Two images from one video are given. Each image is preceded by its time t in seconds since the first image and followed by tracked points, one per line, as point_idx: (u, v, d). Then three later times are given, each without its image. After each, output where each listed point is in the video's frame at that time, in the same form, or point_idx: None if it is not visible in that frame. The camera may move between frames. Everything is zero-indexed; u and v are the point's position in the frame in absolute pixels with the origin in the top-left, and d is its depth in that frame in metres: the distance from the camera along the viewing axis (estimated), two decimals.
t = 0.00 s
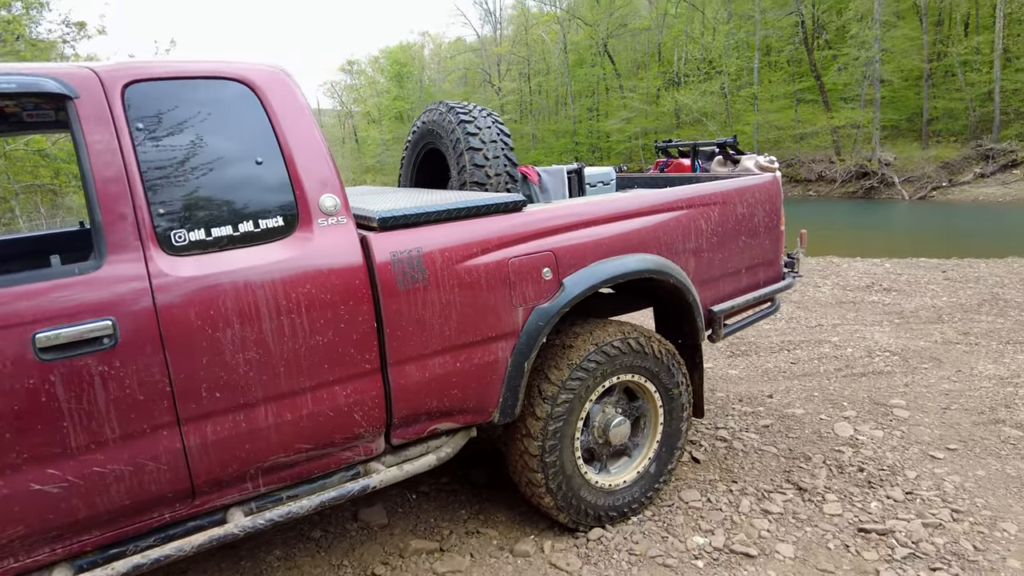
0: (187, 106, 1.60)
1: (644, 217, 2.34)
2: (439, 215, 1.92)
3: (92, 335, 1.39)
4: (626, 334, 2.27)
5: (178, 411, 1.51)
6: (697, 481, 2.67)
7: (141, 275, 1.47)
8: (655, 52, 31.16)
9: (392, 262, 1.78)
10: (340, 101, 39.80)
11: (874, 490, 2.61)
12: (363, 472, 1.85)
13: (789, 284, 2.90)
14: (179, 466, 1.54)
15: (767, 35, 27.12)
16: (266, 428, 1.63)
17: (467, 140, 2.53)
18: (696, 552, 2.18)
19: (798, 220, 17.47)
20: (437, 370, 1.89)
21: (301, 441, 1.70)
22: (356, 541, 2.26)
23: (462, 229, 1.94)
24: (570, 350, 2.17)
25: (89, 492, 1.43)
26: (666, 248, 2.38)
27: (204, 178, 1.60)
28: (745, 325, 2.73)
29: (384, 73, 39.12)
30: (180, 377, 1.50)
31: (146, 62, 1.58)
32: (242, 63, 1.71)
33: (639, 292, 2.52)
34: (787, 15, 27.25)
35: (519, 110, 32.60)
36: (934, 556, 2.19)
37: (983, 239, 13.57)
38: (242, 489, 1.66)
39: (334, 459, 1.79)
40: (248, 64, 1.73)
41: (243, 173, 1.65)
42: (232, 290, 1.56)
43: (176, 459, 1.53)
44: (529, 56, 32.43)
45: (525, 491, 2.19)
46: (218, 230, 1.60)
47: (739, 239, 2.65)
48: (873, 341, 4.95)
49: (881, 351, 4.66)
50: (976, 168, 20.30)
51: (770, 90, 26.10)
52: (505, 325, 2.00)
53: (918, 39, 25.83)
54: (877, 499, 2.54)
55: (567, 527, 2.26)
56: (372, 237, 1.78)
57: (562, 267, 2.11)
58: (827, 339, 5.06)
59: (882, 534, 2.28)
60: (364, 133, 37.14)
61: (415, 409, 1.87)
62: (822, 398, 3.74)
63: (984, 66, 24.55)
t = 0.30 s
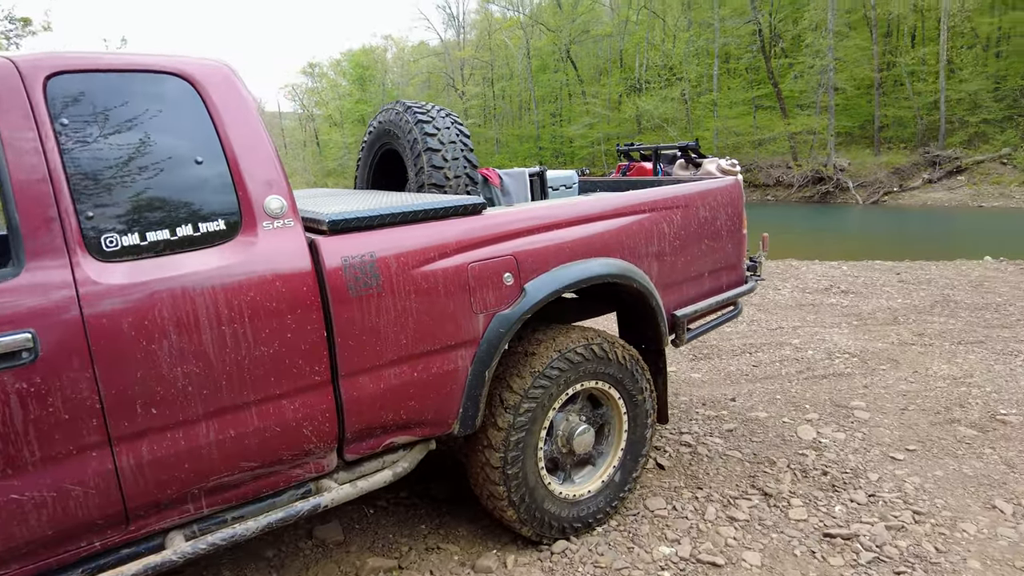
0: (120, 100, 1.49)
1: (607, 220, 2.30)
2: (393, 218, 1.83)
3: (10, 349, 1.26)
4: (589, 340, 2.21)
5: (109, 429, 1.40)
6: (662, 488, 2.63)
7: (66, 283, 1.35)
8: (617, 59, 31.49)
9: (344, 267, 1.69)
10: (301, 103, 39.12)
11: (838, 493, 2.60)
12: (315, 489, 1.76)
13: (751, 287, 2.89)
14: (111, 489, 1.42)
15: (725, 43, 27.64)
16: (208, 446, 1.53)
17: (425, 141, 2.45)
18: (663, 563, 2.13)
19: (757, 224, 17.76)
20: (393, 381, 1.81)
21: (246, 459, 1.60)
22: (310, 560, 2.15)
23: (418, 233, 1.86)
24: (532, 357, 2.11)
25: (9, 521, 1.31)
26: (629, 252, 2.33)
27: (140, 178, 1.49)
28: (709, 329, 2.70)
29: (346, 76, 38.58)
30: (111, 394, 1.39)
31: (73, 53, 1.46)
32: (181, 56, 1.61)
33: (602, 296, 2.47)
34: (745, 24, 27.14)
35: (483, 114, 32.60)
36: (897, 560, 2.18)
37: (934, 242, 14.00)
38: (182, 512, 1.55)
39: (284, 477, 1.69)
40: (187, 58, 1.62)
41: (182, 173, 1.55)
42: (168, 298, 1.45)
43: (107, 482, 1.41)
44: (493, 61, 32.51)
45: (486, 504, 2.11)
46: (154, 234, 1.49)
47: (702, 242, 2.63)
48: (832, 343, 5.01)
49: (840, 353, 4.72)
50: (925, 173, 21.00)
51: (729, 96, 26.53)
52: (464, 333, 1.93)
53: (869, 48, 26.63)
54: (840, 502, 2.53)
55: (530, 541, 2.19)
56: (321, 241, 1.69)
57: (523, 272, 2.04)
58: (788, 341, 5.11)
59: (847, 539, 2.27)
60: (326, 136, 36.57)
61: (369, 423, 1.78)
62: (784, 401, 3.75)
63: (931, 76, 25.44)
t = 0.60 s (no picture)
0: (50, 91, 1.36)
1: (571, 224, 2.24)
2: (347, 222, 1.73)
3: None
4: (554, 347, 2.15)
5: (31, 455, 1.26)
6: (627, 496, 2.58)
7: None
8: (574, 62, 31.76)
9: (294, 273, 1.59)
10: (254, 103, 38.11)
11: (802, 498, 2.59)
12: (266, 512, 1.64)
13: (715, 291, 2.87)
14: (34, 523, 1.28)
15: (680, 49, 28.13)
16: (144, 470, 1.40)
17: (382, 140, 2.35)
18: None
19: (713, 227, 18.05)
20: (349, 395, 1.71)
21: (189, 482, 1.47)
22: None
23: (375, 237, 1.77)
24: (496, 365, 2.03)
25: None
26: (593, 256, 2.28)
27: (71, 177, 1.36)
28: (673, 334, 2.66)
29: (299, 76, 37.71)
30: (33, 416, 1.25)
31: None
32: (115, 44, 1.47)
33: (567, 301, 2.40)
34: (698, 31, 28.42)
35: (441, 116, 32.48)
36: (863, 564, 2.18)
37: (880, 244, 14.47)
38: (118, 542, 1.42)
39: (231, 499, 1.58)
40: (122, 46, 1.49)
41: (117, 172, 1.42)
42: (99, 309, 1.32)
43: (30, 514, 1.28)
44: (450, 63, 32.40)
45: (448, 520, 2.02)
46: (83, 238, 1.36)
47: (666, 247, 2.59)
48: (789, 344, 5.07)
49: (798, 354, 4.77)
50: (869, 177, 21.75)
51: (684, 101, 26.93)
52: (424, 342, 1.84)
53: (817, 57, 27.46)
54: (805, 507, 2.52)
55: (494, 556, 2.12)
56: (269, 246, 1.59)
57: (486, 277, 1.96)
58: (746, 343, 5.15)
59: (813, 544, 2.26)
60: (279, 137, 35.71)
61: (323, 440, 1.68)
62: (745, 403, 3.75)
63: (874, 84, 26.41)
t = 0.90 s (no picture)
0: None
1: (532, 230, 2.19)
2: (300, 228, 1.65)
3: None
4: (518, 356, 2.10)
5: None
6: (590, 505, 2.55)
7: None
8: (527, 66, 31.87)
9: (243, 284, 1.50)
10: (199, 103, 36.98)
11: (762, 501, 2.61)
12: (214, 538, 1.54)
13: (674, 296, 2.87)
14: None
15: (630, 55, 28.54)
16: (80, 499, 1.29)
17: (336, 142, 2.26)
18: None
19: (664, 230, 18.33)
20: (303, 411, 1.62)
21: (129, 510, 1.36)
22: None
23: (332, 244, 1.68)
24: (458, 376, 1.97)
25: None
26: (556, 263, 2.23)
27: None
28: (635, 339, 2.64)
29: (246, 76, 36.77)
30: None
31: None
32: (47, 37, 1.36)
33: (528, 308, 2.36)
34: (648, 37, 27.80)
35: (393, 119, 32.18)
36: (824, 566, 2.20)
37: (823, 247, 14.98)
38: None
39: (176, 526, 1.47)
40: (54, 39, 1.38)
41: (50, 173, 1.31)
42: (28, 325, 1.20)
43: None
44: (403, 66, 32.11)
45: (410, 538, 1.95)
46: (11, 247, 1.24)
47: (627, 252, 2.57)
48: (743, 347, 5.14)
49: (751, 356, 4.85)
50: (812, 182, 22.48)
51: (634, 107, 27.37)
52: (384, 354, 1.77)
53: (761, 65, 28.26)
54: (766, 510, 2.54)
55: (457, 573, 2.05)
56: (216, 254, 1.49)
57: (447, 285, 1.90)
58: (701, 346, 5.21)
59: (776, 549, 2.27)
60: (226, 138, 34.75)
61: (275, 459, 1.59)
62: (703, 406, 3.78)
63: (815, 93, 27.34)
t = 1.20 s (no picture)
0: None
1: (486, 233, 2.14)
2: (237, 232, 1.56)
3: None
4: (471, 364, 2.04)
5: None
6: (546, 512, 2.51)
7: None
8: (481, 70, 31.89)
9: (175, 292, 1.40)
10: (142, 102, 35.73)
11: (718, 504, 2.61)
12: (146, 565, 1.43)
13: (628, 300, 2.85)
14: None
15: (583, 60, 28.82)
16: None
17: (278, 142, 2.17)
18: None
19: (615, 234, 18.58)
20: (242, 426, 1.53)
21: (45, 540, 1.25)
22: None
23: (274, 249, 1.60)
24: (409, 385, 1.90)
25: None
26: (510, 267, 2.19)
27: None
28: (590, 344, 2.61)
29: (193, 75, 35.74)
30: None
31: None
32: None
33: (480, 313, 2.30)
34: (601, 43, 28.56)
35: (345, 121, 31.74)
36: (780, 569, 2.20)
37: (770, 249, 15.40)
38: None
39: (102, 554, 1.36)
40: None
41: None
42: None
43: None
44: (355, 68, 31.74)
45: (359, 555, 1.88)
46: None
47: (581, 256, 2.54)
48: (696, 349, 5.19)
49: (704, 358, 4.89)
50: (759, 186, 23.12)
51: (587, 112, 27.66)
52: (330, 363, 1.70)
53: (710, 72, 28.92)
54: (721, 514, 2.54)
55: None
56: (145, 259, 1.39)
57: (396, 292, 1.82)
58: (655, 348, 5.23)
59: (732, 553, 2.27)
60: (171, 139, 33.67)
61: (212, 479, 1.49)
62: (657, 409, 3.78)
63: (762, 99, 28.15)
